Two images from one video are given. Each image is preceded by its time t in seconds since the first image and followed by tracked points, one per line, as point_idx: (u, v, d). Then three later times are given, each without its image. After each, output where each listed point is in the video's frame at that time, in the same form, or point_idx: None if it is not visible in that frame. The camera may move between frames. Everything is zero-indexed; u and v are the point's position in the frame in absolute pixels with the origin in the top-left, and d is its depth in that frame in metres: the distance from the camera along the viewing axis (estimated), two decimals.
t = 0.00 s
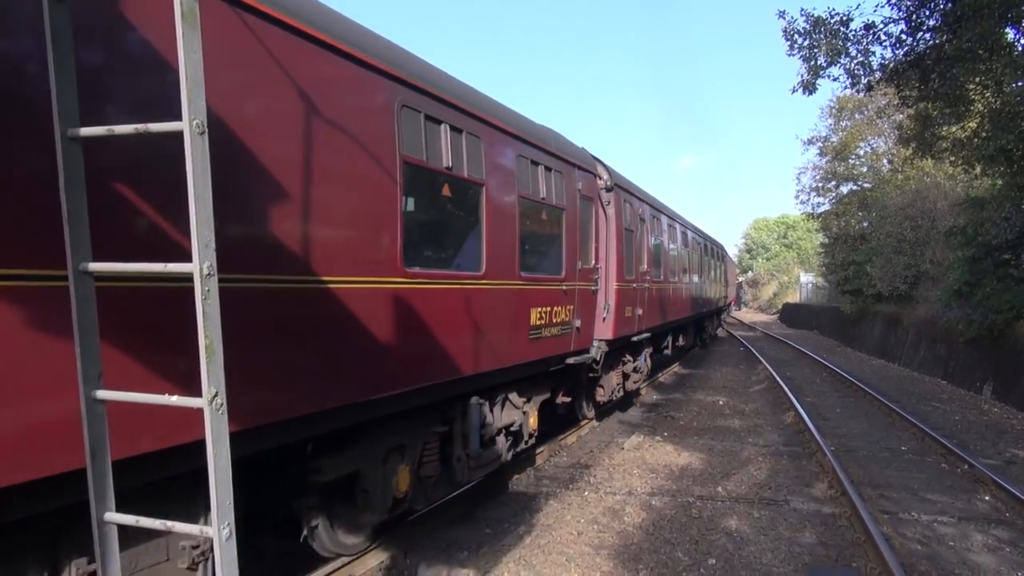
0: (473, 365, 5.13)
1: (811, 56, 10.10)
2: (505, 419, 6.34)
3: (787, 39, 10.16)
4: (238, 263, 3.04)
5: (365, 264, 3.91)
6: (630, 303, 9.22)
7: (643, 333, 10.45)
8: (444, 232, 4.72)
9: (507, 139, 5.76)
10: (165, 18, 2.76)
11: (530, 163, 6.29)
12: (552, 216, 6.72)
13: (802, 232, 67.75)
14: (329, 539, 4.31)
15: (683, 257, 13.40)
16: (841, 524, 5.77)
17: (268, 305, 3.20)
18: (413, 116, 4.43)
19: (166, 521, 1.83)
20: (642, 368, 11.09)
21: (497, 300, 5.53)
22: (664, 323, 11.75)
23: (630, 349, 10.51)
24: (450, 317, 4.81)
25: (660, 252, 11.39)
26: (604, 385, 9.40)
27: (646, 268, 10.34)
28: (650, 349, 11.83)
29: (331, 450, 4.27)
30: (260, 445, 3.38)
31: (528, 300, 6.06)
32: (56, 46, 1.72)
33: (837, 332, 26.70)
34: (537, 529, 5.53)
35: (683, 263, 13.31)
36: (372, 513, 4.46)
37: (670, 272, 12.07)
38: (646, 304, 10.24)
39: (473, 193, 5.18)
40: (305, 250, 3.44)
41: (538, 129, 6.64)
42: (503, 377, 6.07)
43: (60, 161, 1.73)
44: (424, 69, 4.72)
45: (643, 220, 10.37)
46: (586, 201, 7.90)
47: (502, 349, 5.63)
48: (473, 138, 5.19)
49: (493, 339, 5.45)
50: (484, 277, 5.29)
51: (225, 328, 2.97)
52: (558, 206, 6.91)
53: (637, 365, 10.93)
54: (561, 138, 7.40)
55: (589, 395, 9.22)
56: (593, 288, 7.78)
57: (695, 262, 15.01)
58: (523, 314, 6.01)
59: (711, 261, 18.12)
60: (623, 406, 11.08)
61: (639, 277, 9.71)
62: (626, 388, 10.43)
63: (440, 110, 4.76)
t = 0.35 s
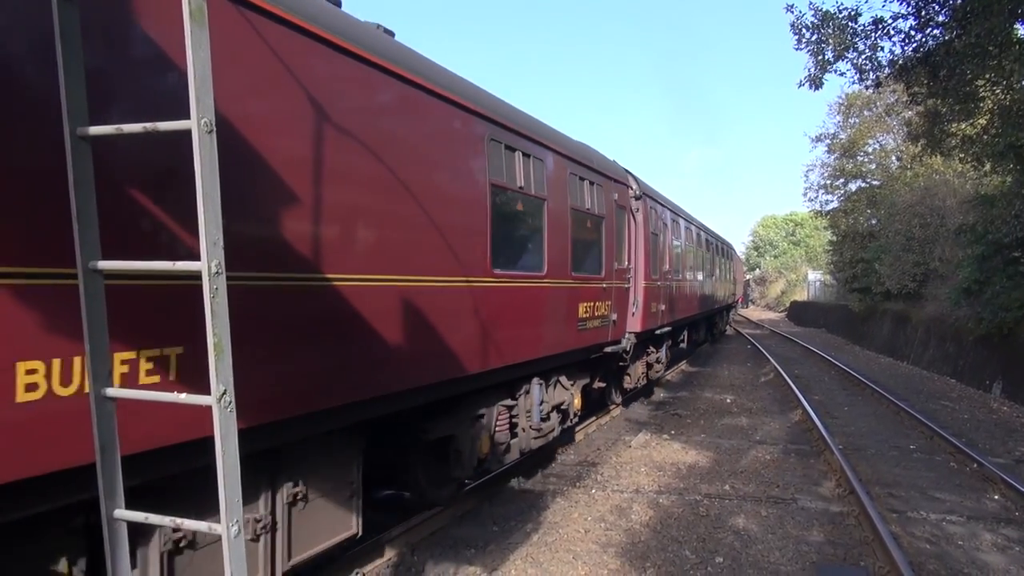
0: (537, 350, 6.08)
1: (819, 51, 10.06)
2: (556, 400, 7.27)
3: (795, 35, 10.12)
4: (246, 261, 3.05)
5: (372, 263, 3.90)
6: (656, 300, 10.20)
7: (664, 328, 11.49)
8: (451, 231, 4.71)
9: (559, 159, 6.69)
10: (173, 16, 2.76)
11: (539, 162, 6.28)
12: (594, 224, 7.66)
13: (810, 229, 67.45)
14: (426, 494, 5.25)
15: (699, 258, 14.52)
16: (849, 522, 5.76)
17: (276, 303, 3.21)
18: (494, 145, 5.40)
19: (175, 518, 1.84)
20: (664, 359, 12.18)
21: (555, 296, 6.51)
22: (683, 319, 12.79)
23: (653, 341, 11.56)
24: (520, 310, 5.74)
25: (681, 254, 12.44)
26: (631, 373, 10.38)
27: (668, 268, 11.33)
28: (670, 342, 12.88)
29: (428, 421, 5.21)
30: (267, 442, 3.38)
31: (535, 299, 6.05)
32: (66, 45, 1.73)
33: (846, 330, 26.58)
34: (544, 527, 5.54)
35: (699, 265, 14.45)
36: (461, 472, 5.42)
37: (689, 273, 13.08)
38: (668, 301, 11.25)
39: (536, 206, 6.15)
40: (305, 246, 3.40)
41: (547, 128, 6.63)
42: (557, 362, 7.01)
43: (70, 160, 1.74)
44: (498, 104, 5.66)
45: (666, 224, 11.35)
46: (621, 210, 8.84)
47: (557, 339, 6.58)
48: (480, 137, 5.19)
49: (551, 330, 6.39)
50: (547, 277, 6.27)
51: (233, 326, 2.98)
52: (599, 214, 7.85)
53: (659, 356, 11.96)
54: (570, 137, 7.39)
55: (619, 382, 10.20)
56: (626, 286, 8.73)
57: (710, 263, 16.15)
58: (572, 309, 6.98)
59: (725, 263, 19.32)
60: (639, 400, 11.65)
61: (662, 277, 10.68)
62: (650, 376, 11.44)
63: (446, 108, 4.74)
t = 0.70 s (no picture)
0: (590, 339, 7.00)
1: (831, 46, 9.99)
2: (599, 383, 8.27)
3: (807, 31, 10.06)
4: (261, 261, 3.06)
5: (383, 260, 3.90)
6: (681, 297, 11.23)
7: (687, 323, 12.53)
8: (461, 230, 4.70)
9: (604, 174, 7.64)
10: (186, 17, 2.78)
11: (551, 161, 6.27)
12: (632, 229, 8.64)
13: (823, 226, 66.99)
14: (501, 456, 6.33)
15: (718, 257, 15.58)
16: (863, 522, 5.72)
17: (290, 302, 3.22)
18: (556, 164, 6.33)
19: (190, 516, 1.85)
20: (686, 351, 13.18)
21: (602, 293, 7.48)
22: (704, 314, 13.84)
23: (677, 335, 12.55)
24: (576, 305, 6.69)
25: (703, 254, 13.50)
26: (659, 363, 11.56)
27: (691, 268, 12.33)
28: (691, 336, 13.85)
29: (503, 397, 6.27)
30: (280, 440, 3.40)
31: (547, 298, 6.04)
32: (82, 47, 1.75)
33: (858, 328, 26.42)
34: (556, 526, 5.54)
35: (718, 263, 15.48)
36: (529, 439, 6.52)
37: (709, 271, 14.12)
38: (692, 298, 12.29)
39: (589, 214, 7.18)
40: (316, 244, 3.40)
41: (558, 128, 6.62)
42: (601, 351, 8.01)
43: (86, 162, 1.75)
44: (557, 128, 6.58)
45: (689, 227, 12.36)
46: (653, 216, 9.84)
47: (604, 330, 7.54)
48: (490, 137, 5.18)
49: (600, 322, 7.34)
50: (597, 276, 7.21)
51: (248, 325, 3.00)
52: (636, 221, 8.83)
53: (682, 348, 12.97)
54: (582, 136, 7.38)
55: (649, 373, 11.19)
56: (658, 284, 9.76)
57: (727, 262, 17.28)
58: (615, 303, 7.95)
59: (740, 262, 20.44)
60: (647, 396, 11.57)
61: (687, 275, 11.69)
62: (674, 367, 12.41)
63: (455, 107, 4.72)
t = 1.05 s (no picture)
0: (638, 332, 7.98)
1: (849, 44, 9.91)
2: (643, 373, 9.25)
3: (824, 29, 9.98)
4: (279, 262, 3.09)
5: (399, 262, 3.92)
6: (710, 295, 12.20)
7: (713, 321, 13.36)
8: (476, 231, 4.70)
9: (648, 186, 8.64)
10: (205, 23, 2.81)
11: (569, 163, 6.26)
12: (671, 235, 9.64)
13: (842, 225, 66.38)
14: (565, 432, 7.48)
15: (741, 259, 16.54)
16: (883, 523, 5.67)
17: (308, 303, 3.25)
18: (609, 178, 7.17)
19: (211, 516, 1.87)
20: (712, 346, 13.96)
21: (648, 292, 8.48)
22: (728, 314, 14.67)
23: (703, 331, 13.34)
24: (627, 302, 7.56)
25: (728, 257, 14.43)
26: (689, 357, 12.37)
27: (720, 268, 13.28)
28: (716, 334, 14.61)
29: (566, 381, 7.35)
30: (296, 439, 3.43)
31: (562, 299, 6.02)
32: (103, 53, 1.77)
33: (879, 327, 26.15)
34: (574, 526, 5.53)
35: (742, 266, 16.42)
36: (588, 419, 7.57)
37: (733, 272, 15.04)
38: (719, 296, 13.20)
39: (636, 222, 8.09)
40: (332, 245, 3.42)
41: (575, 128, 6.61)
42: (645, 343, 8.91)
43: (107, 166, 1.78)
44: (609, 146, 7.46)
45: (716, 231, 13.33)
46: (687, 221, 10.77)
47: (649, 325, 8.47)
48: (505, 138, 5.17)
49: (646, 318, 8.29)
50: (644, 276, 8.09)
51: (267, 326, 3.03)
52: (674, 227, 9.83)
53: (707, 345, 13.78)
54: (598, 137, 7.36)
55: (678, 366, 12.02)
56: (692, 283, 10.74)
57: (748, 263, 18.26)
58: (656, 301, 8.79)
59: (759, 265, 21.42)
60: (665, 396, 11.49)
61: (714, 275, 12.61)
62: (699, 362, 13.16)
63: (470, 107, 4.72)
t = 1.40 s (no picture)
0: (672, 326, 8.89)
1: (861, 44, 9.86)
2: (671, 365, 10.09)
3: (836, 28, 9.94)
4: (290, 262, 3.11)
5: (407, 263, 3.91)
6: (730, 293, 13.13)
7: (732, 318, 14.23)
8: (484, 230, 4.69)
9: (680, 196, 9.55)
10: (216, 25, 2.81)
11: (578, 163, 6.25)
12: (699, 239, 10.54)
13: (853, 224, 66.00)
14: (610, 414, 8.40)
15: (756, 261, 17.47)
16: (895, 524, 5.63)
17: (319, 303, 3.26)
18: (644, 189, 7.93)
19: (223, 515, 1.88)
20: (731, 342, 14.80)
21: (680, 291, 9.39)
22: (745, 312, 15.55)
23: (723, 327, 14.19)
24: (663, 301, 8.49)
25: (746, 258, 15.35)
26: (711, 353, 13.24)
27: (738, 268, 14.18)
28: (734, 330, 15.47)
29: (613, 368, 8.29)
30: (307, 438, 3.43)
31: (571, 299, 6.00)
32: (116, 56, 1.78)
33: (891, 327, 25.94)
34: (584, 526, 5.53)
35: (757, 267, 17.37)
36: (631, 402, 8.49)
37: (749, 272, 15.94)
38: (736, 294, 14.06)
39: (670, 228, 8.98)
40: (343, 245, 3.42)
41: (584, 128, 6.60)
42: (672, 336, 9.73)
43: (120, 167, 1.78)
44: (646, 163, 8.30)
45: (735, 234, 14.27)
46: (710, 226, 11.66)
47: (681, 320, 9.39)
48: (514, 138, 5.17)
49: (679, 313, 9.19)
50: (677, 277, 9.03)
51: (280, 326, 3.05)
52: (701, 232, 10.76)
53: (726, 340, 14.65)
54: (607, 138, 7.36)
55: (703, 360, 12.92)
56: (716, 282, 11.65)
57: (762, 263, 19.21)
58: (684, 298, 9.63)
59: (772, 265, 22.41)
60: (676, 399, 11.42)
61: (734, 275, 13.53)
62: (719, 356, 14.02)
63: (477, 107, 4.72)
